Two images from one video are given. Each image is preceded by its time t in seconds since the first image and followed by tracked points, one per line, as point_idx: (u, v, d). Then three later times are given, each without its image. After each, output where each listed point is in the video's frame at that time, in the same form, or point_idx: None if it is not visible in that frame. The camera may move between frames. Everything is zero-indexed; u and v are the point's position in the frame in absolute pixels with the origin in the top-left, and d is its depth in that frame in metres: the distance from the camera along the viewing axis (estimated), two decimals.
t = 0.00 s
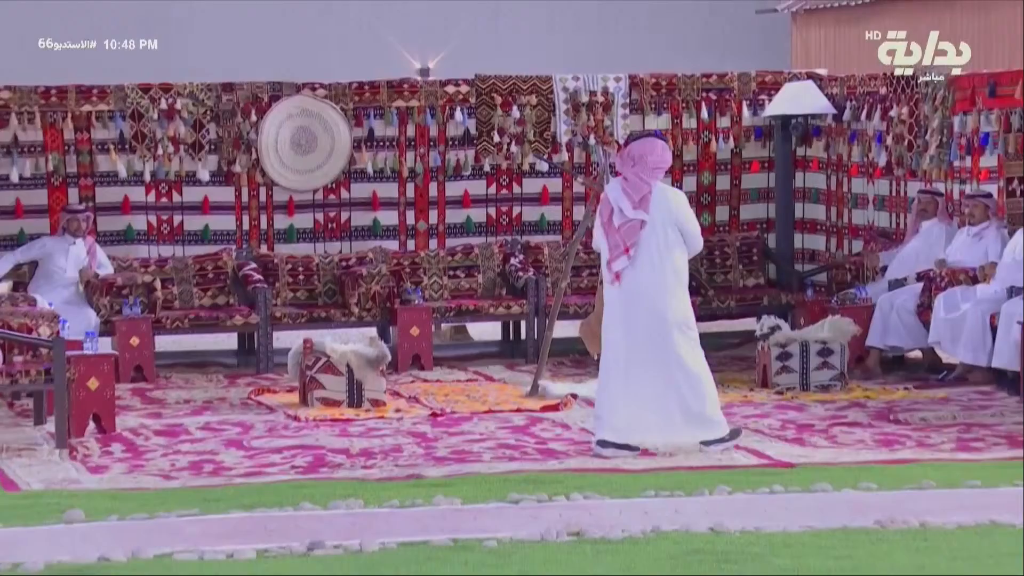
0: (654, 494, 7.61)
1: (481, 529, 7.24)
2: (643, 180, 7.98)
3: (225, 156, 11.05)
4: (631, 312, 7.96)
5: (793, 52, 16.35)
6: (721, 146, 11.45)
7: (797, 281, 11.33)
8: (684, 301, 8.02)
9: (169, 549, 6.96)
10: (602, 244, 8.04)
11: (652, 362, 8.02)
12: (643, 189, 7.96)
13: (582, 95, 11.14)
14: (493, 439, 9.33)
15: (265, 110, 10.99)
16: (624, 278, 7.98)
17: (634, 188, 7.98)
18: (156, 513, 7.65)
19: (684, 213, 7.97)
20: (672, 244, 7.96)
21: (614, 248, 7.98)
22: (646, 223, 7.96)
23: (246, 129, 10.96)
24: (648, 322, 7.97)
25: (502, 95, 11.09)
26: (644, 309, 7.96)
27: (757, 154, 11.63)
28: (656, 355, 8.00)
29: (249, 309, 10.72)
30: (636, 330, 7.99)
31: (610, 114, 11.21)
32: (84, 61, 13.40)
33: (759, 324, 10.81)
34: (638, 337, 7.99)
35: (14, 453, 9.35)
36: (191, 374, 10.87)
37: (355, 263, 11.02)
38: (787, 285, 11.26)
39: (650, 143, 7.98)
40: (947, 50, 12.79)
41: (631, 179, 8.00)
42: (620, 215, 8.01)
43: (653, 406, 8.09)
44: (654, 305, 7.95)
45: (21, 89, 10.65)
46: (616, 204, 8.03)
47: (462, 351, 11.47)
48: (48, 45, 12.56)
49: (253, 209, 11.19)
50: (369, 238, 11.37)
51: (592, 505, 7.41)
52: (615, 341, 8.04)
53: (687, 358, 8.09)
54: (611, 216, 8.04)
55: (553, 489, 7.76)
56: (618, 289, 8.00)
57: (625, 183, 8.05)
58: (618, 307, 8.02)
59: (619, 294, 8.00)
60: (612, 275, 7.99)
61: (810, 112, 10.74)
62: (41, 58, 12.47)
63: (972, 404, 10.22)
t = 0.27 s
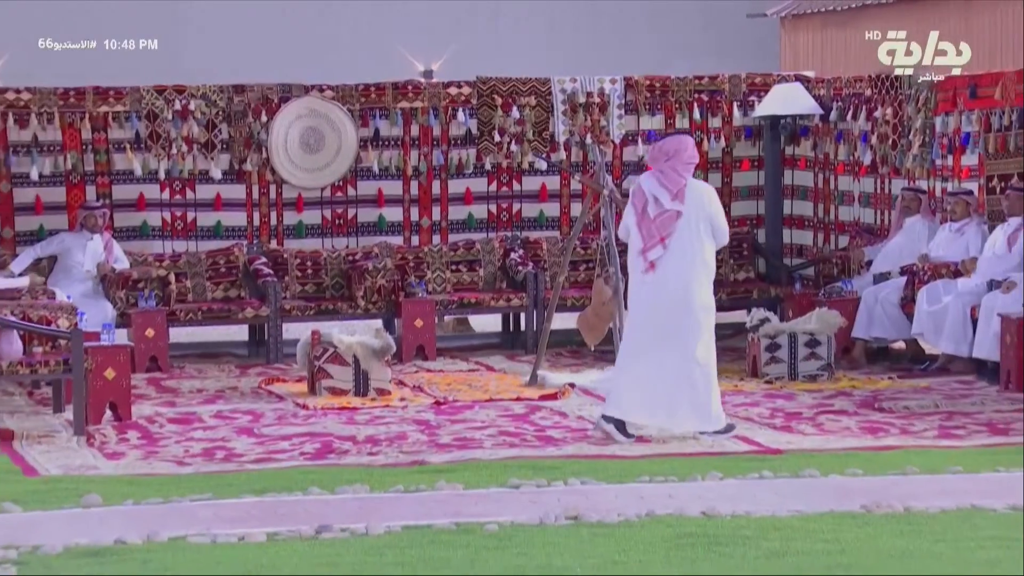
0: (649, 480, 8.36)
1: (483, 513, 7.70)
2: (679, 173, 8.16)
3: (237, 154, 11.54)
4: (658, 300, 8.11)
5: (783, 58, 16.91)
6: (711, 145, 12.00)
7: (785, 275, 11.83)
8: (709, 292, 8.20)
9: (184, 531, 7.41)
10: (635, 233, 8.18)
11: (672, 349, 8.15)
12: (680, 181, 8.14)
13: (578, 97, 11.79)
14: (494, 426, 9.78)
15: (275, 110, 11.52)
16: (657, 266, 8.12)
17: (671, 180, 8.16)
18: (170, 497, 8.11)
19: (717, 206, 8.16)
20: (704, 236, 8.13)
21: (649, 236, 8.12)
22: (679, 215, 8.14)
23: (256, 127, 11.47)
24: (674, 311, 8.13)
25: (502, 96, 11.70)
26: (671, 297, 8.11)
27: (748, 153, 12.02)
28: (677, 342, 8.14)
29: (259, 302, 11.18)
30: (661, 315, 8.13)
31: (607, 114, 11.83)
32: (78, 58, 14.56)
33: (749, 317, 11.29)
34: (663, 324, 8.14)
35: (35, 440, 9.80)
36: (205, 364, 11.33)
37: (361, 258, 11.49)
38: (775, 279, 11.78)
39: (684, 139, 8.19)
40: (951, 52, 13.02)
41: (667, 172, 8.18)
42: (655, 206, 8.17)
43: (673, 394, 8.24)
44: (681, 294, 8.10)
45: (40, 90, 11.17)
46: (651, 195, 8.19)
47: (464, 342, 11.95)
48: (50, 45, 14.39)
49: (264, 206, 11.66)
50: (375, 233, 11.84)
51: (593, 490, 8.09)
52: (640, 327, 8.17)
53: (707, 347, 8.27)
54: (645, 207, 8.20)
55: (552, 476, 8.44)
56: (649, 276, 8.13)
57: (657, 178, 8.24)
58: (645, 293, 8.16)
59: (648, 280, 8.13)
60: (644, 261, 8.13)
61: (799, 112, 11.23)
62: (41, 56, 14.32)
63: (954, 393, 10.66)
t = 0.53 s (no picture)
0: (643, 468, 8.85)
1: (483, 499, 8.16)
2: (699, 172, 8.62)
3: (248, 155, 12.11)
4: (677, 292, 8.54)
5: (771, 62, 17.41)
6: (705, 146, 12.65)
7: (772, 270, 12.49)
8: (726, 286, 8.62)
9: (196, 517, 7.87)
10: (658, 228, 8.63)
11: (689, 341, 8.60)
12: (700, 180, 8.59)
13: (575, 100, 12.34)
14: (494, 416, 10.26)
15: (284, 112, 12.08)
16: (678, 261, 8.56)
17: (692, 178, 8.60)
18: (184, 484, 8.57)
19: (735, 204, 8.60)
20: (722, 233, 8.58)
21: (670, 232, 8.57)
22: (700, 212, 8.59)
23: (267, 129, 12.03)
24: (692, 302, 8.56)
25: (502, 99, 12.30)
26: (690, 289, 8.55)
27: (737, 154, 12.62)
28: (695, 335, 8.59)
29: (268, 297, 11.68)
30: (680, 308, 8.58)
31: (603, 117, 12.43)
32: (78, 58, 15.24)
33: (739, 311, 11.79)
34: (681, 315, 8.58)
35: (54, 429, 10.30)
36: (216, 356, 11.82)
37: (366, 254, 12.01)
38: (763, 274, 12.44)
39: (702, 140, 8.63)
40: (941, 47, 13.00)
41: (687, 170, 8.64)
42: (677, 203, 8.62)
43: (689, 382, 8.67)
44: (699, 287, 8.53)
45: (58, 94, 11.71)
46: (673, 192, 8.64)
47: (465, 335, 12.47)
48: (49, 45, 15.10)
49: (274, 204, 12.23)
50: (380, 231, 12.45)
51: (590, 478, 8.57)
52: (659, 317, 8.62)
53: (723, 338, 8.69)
54: (667, 203, 8.65)
55: (551, 463, 8.91)
56: (670, 270, 8.58)
57: (677, 176, 8.68)
58: (666, 286, 8.60)
59: (669, 273, 8.57)
60: (666, 256, 8.57)
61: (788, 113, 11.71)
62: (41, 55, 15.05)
63: (936, 384, 11.12)
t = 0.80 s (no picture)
0: (635, 455, 9.35)
1: (483, 485, 8.62)
2: (701, 172, 9.43)
3: (257, 155, 12.71)
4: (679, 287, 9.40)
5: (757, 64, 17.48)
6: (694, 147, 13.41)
7: (758, 266, 13.31)
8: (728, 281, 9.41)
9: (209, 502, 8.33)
10: (664, 225, 9.50)
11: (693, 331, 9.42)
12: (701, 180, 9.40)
13: (570, 102, 12.98)
14: (493, 405, 10.79)
15: (292, 114, 12.71)
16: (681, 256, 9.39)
17: (693, 178, 9.43)
18: (197, 470, 9.07)
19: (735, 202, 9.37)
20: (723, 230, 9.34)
21: (674, 229, 9.41)
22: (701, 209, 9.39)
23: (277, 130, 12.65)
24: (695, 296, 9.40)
25: (501, 102, 12.91)
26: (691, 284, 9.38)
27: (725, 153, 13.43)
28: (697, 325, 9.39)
29: (278, 291, 12.22)
30: (683, 300, 9.41)
31: (597, 119, 13.05)
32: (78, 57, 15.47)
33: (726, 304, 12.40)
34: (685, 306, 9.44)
35: (71, 417, 10.83)
36: (228, 348, 12.36)
37: (371, 250, 12.59)
38: (751, 268, 13.26)
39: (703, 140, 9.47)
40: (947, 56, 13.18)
41: (690, 171, 9.46)
42: (681, 202, 9.45)
43: (696, 368, 9.48)
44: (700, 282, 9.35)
45: (76, 96, 12.28)
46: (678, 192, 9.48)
47: (465, 328, 13.02)
48: (49, 45, 15.31)
49: (282, 202, 12.83)
50: (384, 228, 13.07)
51: (584, 463, 9.08)
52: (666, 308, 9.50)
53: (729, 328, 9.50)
54: (672, 202, 9.51)
55: (549, 451, 9.44)
56: (674, 264, 9.42)
57: (680, 175, 9.53)
58: (672, 280, 9.46)
59: (673, 267, 9.42)
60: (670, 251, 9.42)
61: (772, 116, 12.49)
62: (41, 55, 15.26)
63: (916, 374, 11.62)
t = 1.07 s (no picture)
0: (629, 441, 9.62)
1: (484, 471, 8.99)
2: (696, 172, 10.11)
3: (265, 154, 13.24)
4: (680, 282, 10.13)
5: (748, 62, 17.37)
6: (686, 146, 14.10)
7: (747, 260, 13.93)
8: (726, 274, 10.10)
9: (218, 486, 8.73)
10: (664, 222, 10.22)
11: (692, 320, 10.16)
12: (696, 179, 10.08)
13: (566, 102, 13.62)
14: (491, 394, 11.23)
15: (298, 113, 13.22)
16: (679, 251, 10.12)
17: (690, 177, 10.11)
18: (206, 458, 9.46)
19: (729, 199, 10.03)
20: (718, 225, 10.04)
21: (673, 225, 10.14)
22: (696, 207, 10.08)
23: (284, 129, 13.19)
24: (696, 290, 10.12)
25: (500, 103, 13.51)
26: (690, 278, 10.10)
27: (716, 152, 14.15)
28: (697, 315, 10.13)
29: (284, 284, 12.72)
30: (682, 292, 10.15)
31: (592, 119, 13.69)
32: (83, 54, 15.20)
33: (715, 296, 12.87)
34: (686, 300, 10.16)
35: (85, 405, 11.19)
36: (236, 340, 12.83)
37: (375, 244, 13.10)
38: (740, 263, 13.95)
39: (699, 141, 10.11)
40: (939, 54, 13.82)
41: (687, 170, 10.15)
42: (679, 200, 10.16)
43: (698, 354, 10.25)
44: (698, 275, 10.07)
45: (91, 97, 12.80)
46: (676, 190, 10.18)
47: (464, 320, 13.51)
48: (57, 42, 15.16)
49: (289, 199, 13.40)
50: (387, 224, 13.63)
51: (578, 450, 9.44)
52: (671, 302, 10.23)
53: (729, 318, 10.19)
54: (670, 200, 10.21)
55: (546, 438, 9.77)
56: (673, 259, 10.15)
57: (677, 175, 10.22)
58: (673, 273, 10.20)
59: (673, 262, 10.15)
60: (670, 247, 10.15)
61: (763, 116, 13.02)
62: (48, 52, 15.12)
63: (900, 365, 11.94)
